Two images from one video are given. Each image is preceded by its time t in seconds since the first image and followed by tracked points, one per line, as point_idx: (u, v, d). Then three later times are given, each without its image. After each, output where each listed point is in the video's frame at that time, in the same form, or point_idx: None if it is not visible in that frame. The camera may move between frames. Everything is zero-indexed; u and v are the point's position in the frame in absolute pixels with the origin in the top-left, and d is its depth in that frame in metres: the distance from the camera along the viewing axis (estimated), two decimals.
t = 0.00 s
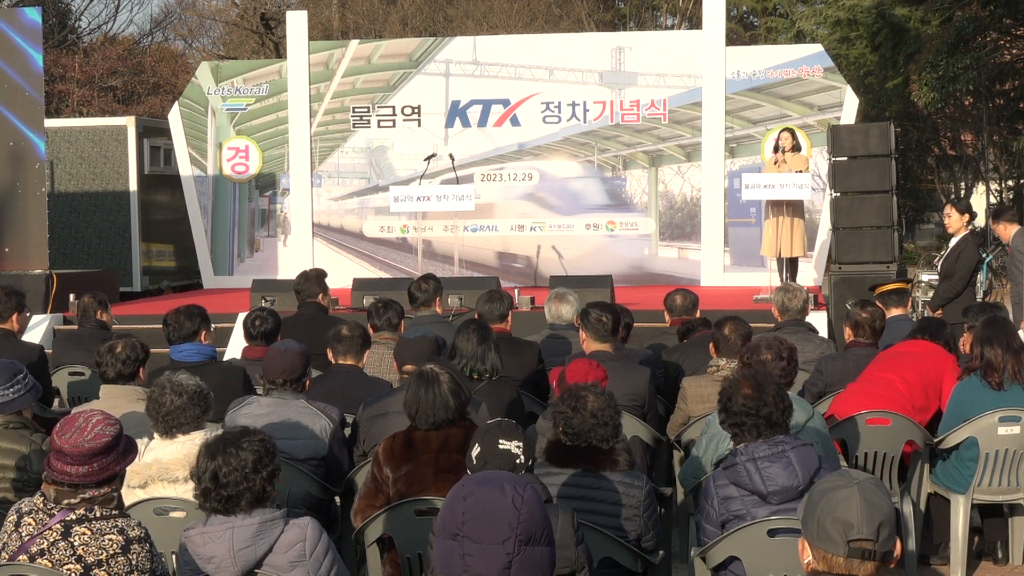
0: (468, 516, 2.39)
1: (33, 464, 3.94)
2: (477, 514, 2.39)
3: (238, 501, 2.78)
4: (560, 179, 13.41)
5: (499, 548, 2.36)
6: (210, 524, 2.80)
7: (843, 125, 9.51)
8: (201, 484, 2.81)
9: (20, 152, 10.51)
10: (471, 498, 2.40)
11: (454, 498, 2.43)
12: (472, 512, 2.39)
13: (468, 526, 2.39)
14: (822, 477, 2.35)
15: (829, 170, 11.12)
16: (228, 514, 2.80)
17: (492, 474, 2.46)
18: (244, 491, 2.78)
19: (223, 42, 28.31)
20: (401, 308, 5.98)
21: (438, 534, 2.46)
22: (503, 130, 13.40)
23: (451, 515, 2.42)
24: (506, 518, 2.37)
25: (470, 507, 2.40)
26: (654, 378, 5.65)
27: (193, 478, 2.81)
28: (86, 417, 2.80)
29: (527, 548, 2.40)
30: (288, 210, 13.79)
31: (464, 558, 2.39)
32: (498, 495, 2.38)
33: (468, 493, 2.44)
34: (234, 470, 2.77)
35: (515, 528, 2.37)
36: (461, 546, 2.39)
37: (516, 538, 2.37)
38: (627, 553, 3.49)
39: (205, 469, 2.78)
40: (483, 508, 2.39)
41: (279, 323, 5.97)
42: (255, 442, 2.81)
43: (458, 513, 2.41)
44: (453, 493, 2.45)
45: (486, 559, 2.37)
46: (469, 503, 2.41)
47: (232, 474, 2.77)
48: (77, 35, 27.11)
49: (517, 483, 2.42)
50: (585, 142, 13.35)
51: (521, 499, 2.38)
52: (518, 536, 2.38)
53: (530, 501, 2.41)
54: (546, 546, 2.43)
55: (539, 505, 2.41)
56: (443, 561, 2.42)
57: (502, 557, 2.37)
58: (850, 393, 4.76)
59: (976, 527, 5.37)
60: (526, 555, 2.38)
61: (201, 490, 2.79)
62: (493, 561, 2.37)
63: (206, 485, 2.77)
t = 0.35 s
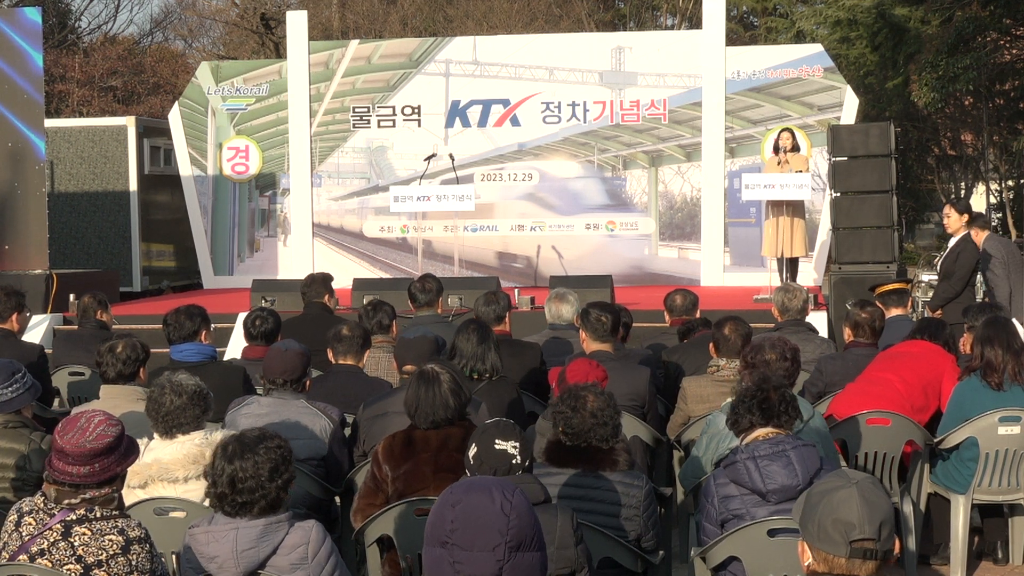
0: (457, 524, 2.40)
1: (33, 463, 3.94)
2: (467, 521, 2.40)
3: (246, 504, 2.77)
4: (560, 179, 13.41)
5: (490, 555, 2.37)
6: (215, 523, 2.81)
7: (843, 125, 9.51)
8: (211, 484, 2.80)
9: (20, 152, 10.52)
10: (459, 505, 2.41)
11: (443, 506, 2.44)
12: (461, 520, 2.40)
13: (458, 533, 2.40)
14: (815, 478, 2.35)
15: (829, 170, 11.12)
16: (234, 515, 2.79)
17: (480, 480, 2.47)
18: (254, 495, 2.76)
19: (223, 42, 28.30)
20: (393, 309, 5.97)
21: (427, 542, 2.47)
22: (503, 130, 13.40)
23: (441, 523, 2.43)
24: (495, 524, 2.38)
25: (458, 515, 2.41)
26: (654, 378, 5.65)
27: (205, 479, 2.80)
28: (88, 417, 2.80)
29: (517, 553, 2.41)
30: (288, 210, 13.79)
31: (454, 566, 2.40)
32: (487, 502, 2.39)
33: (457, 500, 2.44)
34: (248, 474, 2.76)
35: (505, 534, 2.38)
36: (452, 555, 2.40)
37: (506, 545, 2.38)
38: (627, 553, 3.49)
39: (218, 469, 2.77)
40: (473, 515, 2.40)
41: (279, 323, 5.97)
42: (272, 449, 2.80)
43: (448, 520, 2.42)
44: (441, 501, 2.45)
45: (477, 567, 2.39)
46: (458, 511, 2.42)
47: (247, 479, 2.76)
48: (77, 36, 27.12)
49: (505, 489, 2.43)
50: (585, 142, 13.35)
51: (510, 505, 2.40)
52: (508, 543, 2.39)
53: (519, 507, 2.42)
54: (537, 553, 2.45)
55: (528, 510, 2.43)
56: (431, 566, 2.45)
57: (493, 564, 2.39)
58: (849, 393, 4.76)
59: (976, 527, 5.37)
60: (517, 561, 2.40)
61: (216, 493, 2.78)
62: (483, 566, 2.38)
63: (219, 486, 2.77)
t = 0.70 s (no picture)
0: (462, 525, 2.40)
1: (33, 463, 3.94)
2: (472, 521, 2.40)
3: (246, 503, 2.77)
4: (560, 179, 13.42)
5: (494, 556, 2.38)
6: (215, 523, 2.81)
7: (843, 125, 9.51)
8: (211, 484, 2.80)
9: (20, 153, 10.52)
10: (465, 506, 2.41)
11: (449, 506, 2.44)
12: (466, 521, 2.40)
13: (463, 534, 2.40)
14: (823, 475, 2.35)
15: (829, 170, 11.12)
16: (234, 515, 2.79)
17: (487, 481, 2.47)
18: (254, 494, 2.77)
19: (223, 43, 28.29)
20: (390, 308, 5.94)
21: (432, 542, 2.48)
22: (503, 130, 13.40)
23: (447, 523, 2.44)
24: (500, 526, 2.38)
25: (464, 516, 2.41)
26: (654, 379, 5.65)
27: (205, 479, 2.80)
28: (88, 417, 2.77)
29: (523, 555, 2.41)
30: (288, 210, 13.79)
31: (459, 565, 2.42)
32: (493, 503, 2.40)
33: (463, 500, 2.45)
34: (249, 473, 2.76)
35: (510, 536, 2.38)
36: (456, 555, 2.41)
37: (512, 546, 2.38)
38: (626, 553, 3.49)
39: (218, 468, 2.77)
40: (478, 516, 2.40)
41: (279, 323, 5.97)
42: (270, 447, 2.80)
43: (453, 521, 2.42)
44: (448, 500, 2.46)
45: (481, 567, 2.40)
46: (463, 511, 2.42)
47: (248, 477, 2.76)
48: (77, 36, 27.12)
49: (513, 490, 2.44)
50: (585, 142, 13.35)
51: (516, 506, 2.40)
52: (514, 544, 2.39)
53: (525, 508, 2.42)
54: (543, 554, 2.44)
55: (534, 512, 2.42)
56: (436, 566, 2.45)
57: (498, 565, 2.39)
58: (849, 393, 4.76)
59: (976, 527, 5.37)
60: (522, 562, 2.40)
61: (217, 495, 2.78)
62: (488, 566, 2.39)
63: (219, 486, 2.77)
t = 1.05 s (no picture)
0: (465, 525, 2.40)
1: (33, 463, 3.95)
2: (474, 522, 2.41)
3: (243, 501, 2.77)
4: (560, 179, 13.42)
5: (497, 556, 2.38)
6: (214, 524, 2.80)
7: (843, 125, 9.51)
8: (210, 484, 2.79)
9: (20, 152, 10.52)
10: (469, 506, 2.42)
11: (452, 506, 2.45)
12: (470, 521, 2.41)
13: (466, 534, 2.40)
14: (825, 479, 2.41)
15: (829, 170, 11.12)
16: (234, 515, 2.79)
17: (491, 480, 2.48)
18: (250, 492, 2.77)
19: (223, 43, 28.27)
20: (390, 309, 5.93)
21: (436, 542, 2.49)
22: (503, 130, 13.40)
23: (450, 523, 2.44)
24: (504, 526, 2.39)
25: (467, 517, 2.41)
26: (654, 379, 5.65)
27: (203, 479, 2.80)
28: (88, 417, 2.76)
29: (526, 556, 2.41)
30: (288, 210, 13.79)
31: (463, 565, 2.41)
32: (496, 504, 2.40)
33: (466, 501, 2.45)
34: (248, 471, 2.77)
35: (514, 537, 2.39)
36: (459, 555, 2.41)
37: (515, 546, 2.38)
38: (626, 553, 3.49)
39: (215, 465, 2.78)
40: (482, 516, 2.40)
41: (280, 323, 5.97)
42: (266, 443, 2.81)
43: (456, 521, 2.43)
44: (451, 500, 2.46)
45: (483, 567, 2.39)
46: (467, 511, 2.43)
47: (248, 476, 2.76)
48: (77, 35, 27.12)
49: (515, 490, 2.44)
50: (585, 142, 13.35)
51: (518, 508, 2.40)
52: (517, 545, 2.39)
53: (528, 509, 2.42)
54: (546, 555, 2.44)
55: (537, 512, 2.43)
56: (439, 566, 2.45)
57: (500, 565, 2.39)
58: (849, 393, 4.76)
59: (976, 527, 5.37)
60: (525, 563, 2.40)
61: (216, 495, 2.78)
62: (491, 567, 2.39)
63: (219, 486, 2.77)
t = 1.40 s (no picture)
0: (466, 525, 2.40)
1: (33, 463, 3.95)
2: (473, 522, 2.40)
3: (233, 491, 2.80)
4: (560, 179, 13.42)
5: (498, 557, 2.38)
6: (205, 519, 2.80)
7: (843, 125, 9.51)
8: (183, 478, 2.81)
9: (20, 152, 10.52)
10: (469, 506, 2.42)
11: (452, 506, 2.45)
12: (470, 521, 2.40)
13: (466, 535, 2.41)
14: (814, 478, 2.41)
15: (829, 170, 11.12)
16: (225, 506, 2.81)
17: (491, 480, 2.47)
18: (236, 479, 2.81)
19: (223, 43, 28.26)
20: (399, 311, 5.90)
21: (436, 542, 2.49)
22: (503, 130, 13.40)
23: (450, 523, 2.44)
24: (504, 527, 2.39)
25: (467, 516, 2.41)
26: (654, 379, 5.65)
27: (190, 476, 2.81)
28: (90, 418, 2.77)
29: (526, 555, 2.41)
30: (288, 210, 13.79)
31: (462, 566, 2.41)
32: (496, 503, 2.40)
33: (466, 501, 2.45)
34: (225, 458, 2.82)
35: (513, 537, 2.39)
36: (460, 555, 2.41)
37: (515, 547, 2.39)
38: (626, 553, 3.50)
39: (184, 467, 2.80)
40: (482, 516, 2.40)
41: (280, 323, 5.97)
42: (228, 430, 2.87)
43: (457, 521, 2.43)
44: (452, 500, 2.46)
45: (484, 567, 2.39)
46: (467, 511, 2.43)
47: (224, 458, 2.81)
48: (77, 35, 27.12)
49: (515, 490, 2.44)
50: (585, 142, 13.35)
51: (519, 508, 2.40)
52: (517, 545, 2.39)
53: (528, 509, 2.42)
54: (546, 555, 2.44)
55: (537, 511, 2.43)
56: (439, 566, 2.45)
57: (501, 565, 2.39)
58: (849, 393, 4.76)
59: (976, 527, 5.36)
60: (525, 563, 2.40)
61: (198, 490, 2.78)
62: (491, 567, 2.39)
63: (197, 478, 2.79)
